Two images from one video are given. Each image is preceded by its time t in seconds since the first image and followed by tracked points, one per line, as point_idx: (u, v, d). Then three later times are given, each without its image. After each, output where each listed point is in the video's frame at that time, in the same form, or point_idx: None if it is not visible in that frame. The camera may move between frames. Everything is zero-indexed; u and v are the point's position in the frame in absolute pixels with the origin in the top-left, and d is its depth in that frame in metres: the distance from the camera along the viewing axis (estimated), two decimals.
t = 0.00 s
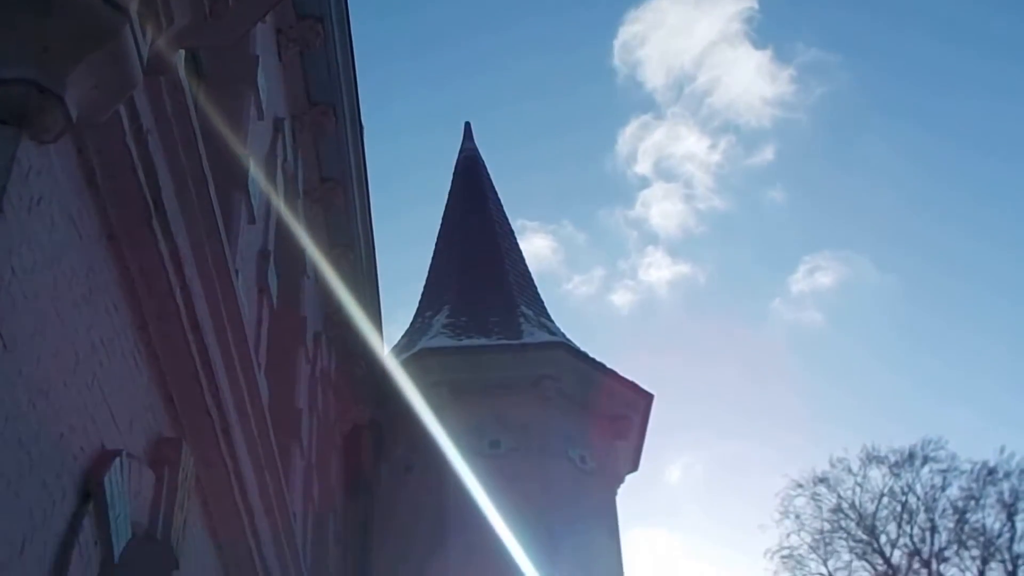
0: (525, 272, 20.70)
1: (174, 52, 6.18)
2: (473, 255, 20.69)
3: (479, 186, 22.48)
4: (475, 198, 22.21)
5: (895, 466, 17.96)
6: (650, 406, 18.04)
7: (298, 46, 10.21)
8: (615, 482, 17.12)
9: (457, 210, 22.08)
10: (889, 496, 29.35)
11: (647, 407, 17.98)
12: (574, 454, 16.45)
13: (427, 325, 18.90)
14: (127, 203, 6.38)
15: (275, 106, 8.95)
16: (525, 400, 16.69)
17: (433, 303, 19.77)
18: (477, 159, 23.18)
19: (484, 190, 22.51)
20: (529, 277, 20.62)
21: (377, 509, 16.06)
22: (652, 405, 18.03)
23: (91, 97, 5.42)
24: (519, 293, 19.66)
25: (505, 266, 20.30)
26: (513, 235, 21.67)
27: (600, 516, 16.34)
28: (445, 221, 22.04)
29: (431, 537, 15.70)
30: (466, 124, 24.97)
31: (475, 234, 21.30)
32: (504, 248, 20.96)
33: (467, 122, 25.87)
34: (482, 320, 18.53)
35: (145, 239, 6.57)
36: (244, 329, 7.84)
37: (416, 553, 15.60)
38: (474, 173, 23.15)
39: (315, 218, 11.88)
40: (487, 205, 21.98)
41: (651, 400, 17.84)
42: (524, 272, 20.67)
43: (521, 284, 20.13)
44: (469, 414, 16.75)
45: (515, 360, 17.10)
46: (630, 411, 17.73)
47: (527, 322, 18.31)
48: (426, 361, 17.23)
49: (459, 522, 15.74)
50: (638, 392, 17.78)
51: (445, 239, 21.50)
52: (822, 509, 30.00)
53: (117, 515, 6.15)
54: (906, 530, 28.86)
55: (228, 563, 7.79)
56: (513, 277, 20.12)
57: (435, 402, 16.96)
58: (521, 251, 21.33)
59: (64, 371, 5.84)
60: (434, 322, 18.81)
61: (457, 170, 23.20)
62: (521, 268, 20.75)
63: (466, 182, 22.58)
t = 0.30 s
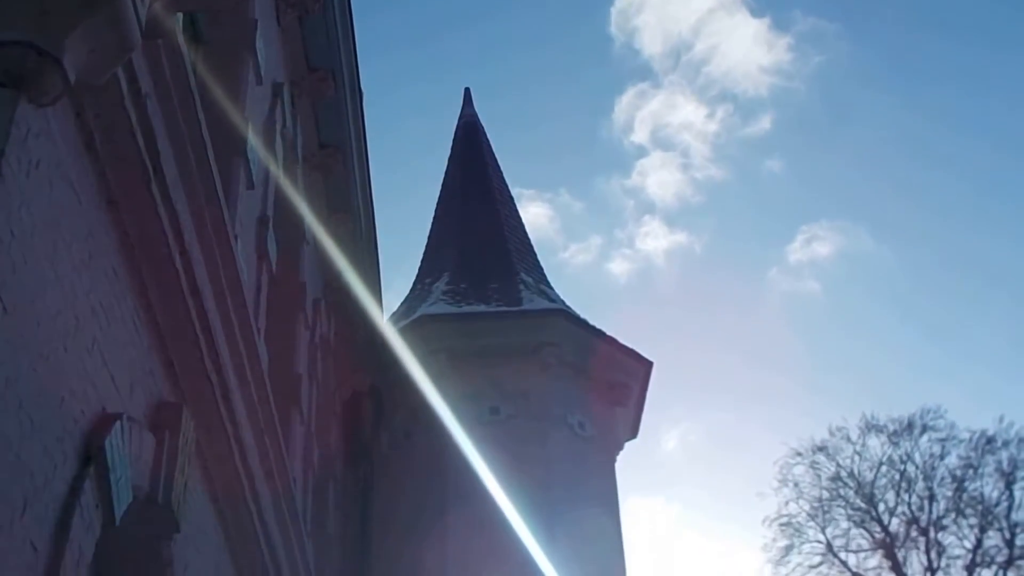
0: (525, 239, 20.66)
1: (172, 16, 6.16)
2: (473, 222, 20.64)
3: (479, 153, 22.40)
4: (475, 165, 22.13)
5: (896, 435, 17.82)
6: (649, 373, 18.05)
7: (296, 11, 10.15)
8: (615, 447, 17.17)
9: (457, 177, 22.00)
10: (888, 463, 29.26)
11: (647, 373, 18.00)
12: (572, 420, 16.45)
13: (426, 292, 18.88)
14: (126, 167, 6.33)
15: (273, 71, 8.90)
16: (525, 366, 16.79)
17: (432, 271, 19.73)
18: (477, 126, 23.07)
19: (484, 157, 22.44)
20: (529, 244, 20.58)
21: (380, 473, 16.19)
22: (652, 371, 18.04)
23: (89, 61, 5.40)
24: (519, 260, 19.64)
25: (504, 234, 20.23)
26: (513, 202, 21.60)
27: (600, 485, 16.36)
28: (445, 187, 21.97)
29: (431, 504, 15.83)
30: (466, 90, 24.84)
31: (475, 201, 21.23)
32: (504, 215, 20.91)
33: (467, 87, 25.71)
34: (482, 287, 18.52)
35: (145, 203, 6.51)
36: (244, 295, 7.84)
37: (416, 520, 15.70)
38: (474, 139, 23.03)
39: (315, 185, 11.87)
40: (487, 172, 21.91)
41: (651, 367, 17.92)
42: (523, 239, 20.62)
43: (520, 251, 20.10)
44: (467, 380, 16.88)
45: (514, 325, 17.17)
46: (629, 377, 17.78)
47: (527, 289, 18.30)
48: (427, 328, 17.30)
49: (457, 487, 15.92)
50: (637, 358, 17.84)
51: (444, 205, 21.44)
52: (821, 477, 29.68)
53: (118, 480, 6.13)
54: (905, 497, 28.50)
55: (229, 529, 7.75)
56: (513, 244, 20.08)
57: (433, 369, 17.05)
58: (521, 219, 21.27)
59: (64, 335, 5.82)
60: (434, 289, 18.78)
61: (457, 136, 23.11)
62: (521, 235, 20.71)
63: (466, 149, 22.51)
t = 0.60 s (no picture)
0: (524, 206, 20.61)
1: None
2: (473, 190, 20.58)
3: (479, 120, 22.31)
4: (475, 132, 22.04)
5: (894, 403, 17.80)
6: (649, 341, 17.99)
7: None
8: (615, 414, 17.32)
9: (457, 143, 21.92)
10: (886, 431, 29.30)
11: (646, 340, 17.91)
12: (572, 388, 16.62)
13: (426, 260, 18.83)
14: (125, 131, 6.29)
15: (272, 35, 8.86)
16: (525, 336, 16.79)
17: (432, 238, 19.69)
18: (477, 92, 22.97)
19: (484, 124, 22.34)
20: (529, 212, 20.54)
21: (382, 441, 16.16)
22: (651, 339, 17.97)
23: (87, 24, 5.38)
24: (519, 227, 19.60)
25: (504, 202, 20.16)
26: (514, 170, 21.51)
27: (599, 453, 16.45)
28: (445, 154, 21.89)
29: (432, 474, 15.85)
30: (466, 56, 24.68)
31: (475, 168, 21.16)
32: (504, 182, 20.85)
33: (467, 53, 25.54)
34: (482, 255, 18.49)
35: (144, 167, 6.47)
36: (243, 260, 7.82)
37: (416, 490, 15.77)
38: (474, 105, 22.92)
39: (314, 150, 11.84)
40: (487, 139, 21.83)
41: (650, 335, 17.79)
42: (523, 207, 20.58)
43: (520, 218, 20.06)
44: (468, 347, 16.87)
45: (514, 291, 17.12)
46: (629, 344, 17.65)
47: (526, 257, 18.25)
48: (426, 295, 17.27)
49: (456, 458, 15.99)
50: (636, 325, 17.73)
51: (444, 173, 21.38)
52: (820, 445, 29.50)
53: (119, 444, 6.10)
54: (903, 464, 28.31)
55: (230, 494, 7.73)
56: (512, 211, 20.04)
57: (431, 338, 17.07)
58: (521, 187, 21.20)
59: (63, 298, 5.80)
60: (434, 256, 18.75)
61: (456, 103, 23.00)
62: (521, 202, 20.66)
63: (466, 116, 22.42)
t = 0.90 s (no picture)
0: (524, 174, 20.54)
1: None
2: (473, 157, 20.49)
3: (479, 86, 22.16)
4: (475, 98, 21.90)
5: (894, 371, 17.79)
6: (648, 308, 18.02)
7: None
8: (615, 382, 17.40)
9: (456, 110, 21.78)
10: (885, 399, 29.29)
11: (646, 307, 17.93)
12: (573, 355, 16.74)
13: (425, 227, 18.76)
14: (121, 94, 6.23)
15: None
16: (526, 303, 16.86)
17: (431, 206, 19.63)
18: (477, 58, 22.79)
19: (484, 90, 22.20)
20: (529, 180, 20.47)
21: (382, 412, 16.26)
22: (651, 305, 17.99)
23: None
24: (519, 195, 19.54)
25: (504, 169, 20.10)
26: (514, 137, 21.42)
27: (599, 421, 16.53)
28: (444, 121, 21.75)
29: (431, 444, 15.90)
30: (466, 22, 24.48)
31: (475, 135, 21.05)
32: (504, 150, 20.75)
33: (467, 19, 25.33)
34: (481, 222, 18.44)
35: (141, 130, 6.43)
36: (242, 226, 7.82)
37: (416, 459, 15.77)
38: (474, 71, 22.78)
39: (313, 116, 11.78)
40: (487, 106, 21.69)
41: (650, 304, 17.85)
42: (523, 174, 20.50)
43: (521, 186, 19.99)
44: (467, 313, 17.03)
45: (515, 261, 17.12)
46: (629, 313, 17.72)
47: (526, 225, 18.16)
48: (426, 262, 17.32)
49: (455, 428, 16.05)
50: (635, 292, 17.73)
51: (444, 140, 21.27)
52: (820, 413, 29.32)
53: (119, 407, 6.09)
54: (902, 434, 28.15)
55: (230, 459, 7.75)
56: (513, 179, 19.97)
57: (431, 305, 17.14)
58: (521, 154, 21.13)
59: (61, 261, 5.78)
60: (434, 223, 18.69)
61: (456, 68, 22.84)
62: (521, 170, 20.58)
63: (466, 82, 22.26)
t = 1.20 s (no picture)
0: (524, 140, 20.46)
1: None
2: (472, 123, 20.41)
3: (478, 50, 22.00)
4: (474, 62, 21.76)
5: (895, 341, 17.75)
6: (649, 275, 18.06)
7: None
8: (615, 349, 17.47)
9: (456, 75, 21.65)
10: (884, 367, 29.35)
11: (646, 275, 17.99)
12: (573, 323, 16.75)
13: (425, 194, 18.77)
14: (118, 57, 6.16)
15: None
16: (526, 270, 16.83)
17: (432, 172, 19.58)
18: (476, 21, 22.61)
19: (483, 55, 22.03)
20: (529, 146, 20.39)
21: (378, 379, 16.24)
22: (652, 273, 18.04)
23: None
24: (520, 162, 19.49)
25: (504, 136, 20.01)
26: (514, 103, 21.30)
27: (598, 390, 16.60)
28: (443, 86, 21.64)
29: (431, 413, 15.95)
30: None
31: (474, 100, 20.94)
32: (504, 116, 20.66)
33: None
34: (481, 189, 18.43)
35: (138, 93, 6.36)
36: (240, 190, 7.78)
37: (416, 427, 15.85)
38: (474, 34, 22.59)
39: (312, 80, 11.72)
40: (487, 70, 21.56)
41: (652, 273, 17.89)
42: (524, 141, 20.43)
43: (521, 153, 19.92)
44: (468, 281, 16.91)
45: (513, 230, 17.06)
46: (629, 280, 17.76)
47: (526, 191, 18.19)
48: (426, 231, 17.24)
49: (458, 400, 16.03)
50: (635, 260, 17.76)
51: (443, 105, 21.17)
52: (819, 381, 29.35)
53: (118, 371, 6.06)
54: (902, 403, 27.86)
55: (230, 423, 7.74)
56: (513, 146, 19.91)
57: (429, 273, 17.08)
58: (521, 120, 21.04)
59: (59, 224, 5.73)
60: (433, 191, 18.65)
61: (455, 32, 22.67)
62: (521, 136, 20.51)
63: (465, 46, 22.09)
